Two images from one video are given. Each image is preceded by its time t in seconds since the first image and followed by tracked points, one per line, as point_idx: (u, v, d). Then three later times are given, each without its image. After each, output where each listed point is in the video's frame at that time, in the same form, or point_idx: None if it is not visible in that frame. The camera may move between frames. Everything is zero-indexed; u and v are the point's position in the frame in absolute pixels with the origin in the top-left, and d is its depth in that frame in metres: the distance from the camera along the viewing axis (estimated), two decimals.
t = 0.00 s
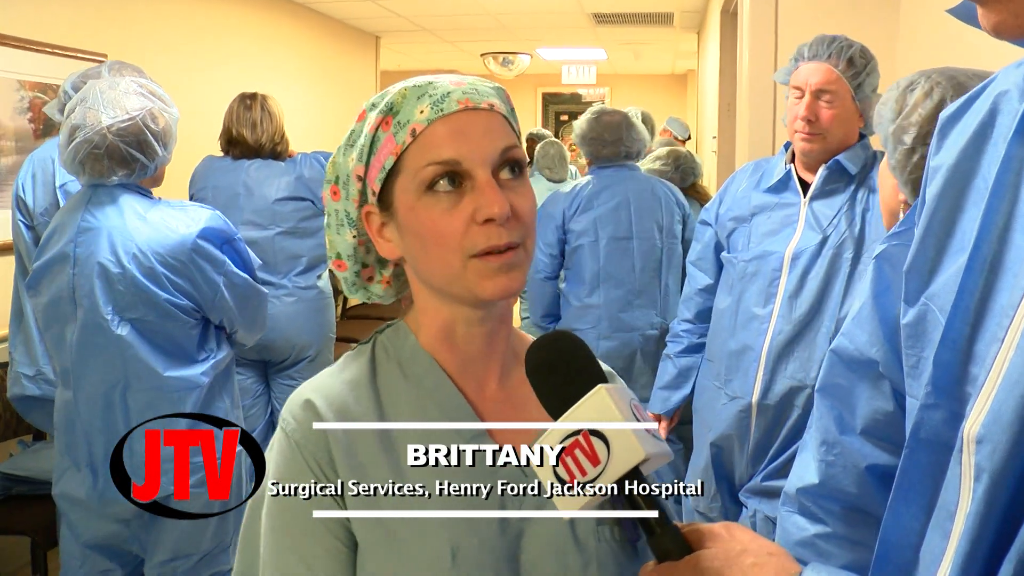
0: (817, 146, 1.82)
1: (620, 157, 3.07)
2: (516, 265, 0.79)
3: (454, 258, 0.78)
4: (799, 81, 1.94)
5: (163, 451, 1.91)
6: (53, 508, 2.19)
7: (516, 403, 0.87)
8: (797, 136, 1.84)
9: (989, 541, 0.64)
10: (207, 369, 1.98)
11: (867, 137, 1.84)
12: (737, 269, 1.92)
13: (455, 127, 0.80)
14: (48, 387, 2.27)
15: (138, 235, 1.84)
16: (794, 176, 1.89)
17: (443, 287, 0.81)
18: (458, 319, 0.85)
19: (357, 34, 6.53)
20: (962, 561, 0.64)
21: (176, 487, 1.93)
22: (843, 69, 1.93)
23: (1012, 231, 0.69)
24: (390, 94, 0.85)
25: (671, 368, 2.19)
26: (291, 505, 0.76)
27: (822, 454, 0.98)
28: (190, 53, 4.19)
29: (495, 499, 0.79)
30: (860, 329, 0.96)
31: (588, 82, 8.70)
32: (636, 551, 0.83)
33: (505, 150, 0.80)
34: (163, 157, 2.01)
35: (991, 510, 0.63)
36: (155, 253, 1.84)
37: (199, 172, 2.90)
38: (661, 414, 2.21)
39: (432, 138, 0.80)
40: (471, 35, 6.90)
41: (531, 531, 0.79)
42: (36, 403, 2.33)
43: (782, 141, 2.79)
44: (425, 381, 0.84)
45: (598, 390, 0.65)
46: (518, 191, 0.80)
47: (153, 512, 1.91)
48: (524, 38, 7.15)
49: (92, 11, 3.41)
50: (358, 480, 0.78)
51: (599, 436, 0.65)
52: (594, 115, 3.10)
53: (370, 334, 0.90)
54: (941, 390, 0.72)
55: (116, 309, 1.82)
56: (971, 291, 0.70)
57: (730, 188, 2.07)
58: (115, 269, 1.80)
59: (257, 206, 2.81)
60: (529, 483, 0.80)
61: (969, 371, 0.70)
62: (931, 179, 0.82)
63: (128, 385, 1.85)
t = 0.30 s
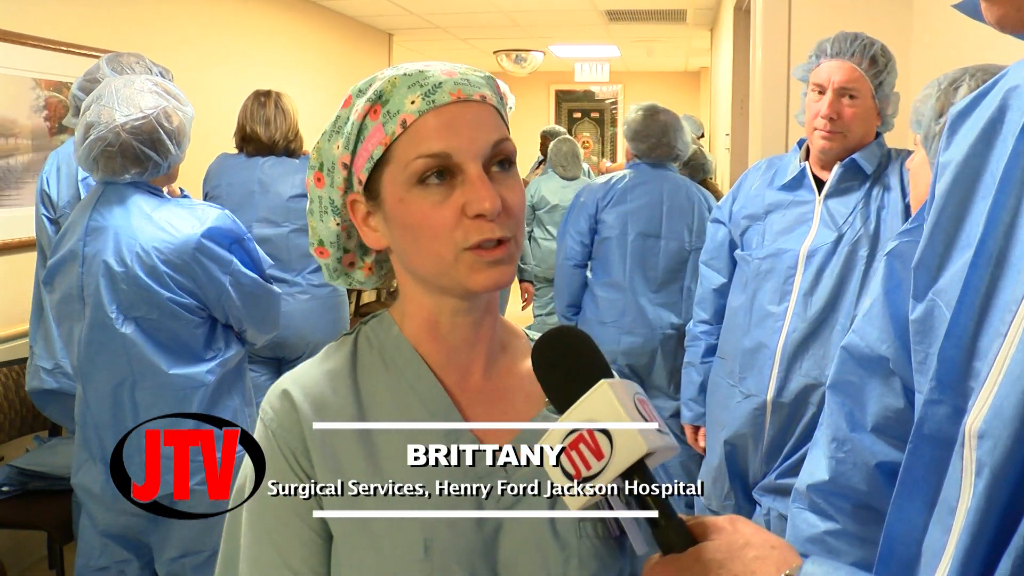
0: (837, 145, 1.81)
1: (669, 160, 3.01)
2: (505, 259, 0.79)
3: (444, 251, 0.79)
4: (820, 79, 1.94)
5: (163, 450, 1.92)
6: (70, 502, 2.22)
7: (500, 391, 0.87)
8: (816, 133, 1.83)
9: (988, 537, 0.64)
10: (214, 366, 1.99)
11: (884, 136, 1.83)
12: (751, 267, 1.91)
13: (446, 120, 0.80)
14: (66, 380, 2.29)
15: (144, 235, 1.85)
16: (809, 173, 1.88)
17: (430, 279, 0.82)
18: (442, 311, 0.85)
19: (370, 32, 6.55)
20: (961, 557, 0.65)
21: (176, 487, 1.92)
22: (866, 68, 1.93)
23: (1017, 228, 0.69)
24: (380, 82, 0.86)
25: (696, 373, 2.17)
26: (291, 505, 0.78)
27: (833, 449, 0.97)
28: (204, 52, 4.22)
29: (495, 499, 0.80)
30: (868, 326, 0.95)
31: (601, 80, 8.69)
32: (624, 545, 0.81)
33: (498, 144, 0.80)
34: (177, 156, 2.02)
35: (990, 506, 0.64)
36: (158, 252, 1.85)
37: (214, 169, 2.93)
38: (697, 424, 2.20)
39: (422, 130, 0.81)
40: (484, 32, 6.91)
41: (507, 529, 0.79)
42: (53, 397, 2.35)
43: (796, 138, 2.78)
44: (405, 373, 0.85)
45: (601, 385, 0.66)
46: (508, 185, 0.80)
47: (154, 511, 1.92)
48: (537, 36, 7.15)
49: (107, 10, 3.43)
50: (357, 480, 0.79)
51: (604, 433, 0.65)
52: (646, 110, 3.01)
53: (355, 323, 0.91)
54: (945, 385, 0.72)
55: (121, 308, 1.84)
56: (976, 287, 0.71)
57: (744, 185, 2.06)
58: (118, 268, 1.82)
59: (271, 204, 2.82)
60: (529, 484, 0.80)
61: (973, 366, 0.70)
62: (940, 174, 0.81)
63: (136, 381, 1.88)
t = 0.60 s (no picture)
0: (841, 142, 1.80)
1: (689, 160, 3.11)
2: (474, 253, 0.79)
3: (414, 239, 0.79)
4: (821, 76, 1.93)
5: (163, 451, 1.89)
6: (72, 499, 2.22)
7: (480, 393, 0.88)
8: (819, 131, 1.82)
9: (973, 530, 0.67)
10: (228, 358, 2.02)
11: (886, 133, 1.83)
12: (752, 265, 1.91)
13: (430, 108, 0.81)
14: (70, 378, 2.30)
15: (155, 226, 1.87)
16: (810, 171, 1.88)
17: (401, 267, 0.82)
18: (417, 306, 0.85)
19: (372, 30, 6.55)
20: (947, 550, 0.67)
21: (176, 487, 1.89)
22: (867, 65, 1.93)
23: (1006, 225, 0.72)
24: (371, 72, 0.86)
25: (694, 371, 2.16)
26: (292, 504, 0.79)
27: (823, 447, 0.98)
28: (205, 50, 4.22)
29: (495, 498, 0.81)
30: (861, 324, 0.95)
31: (603, 78, 8.68)
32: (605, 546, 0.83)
33: (478, 136, 0.80)
34: (176, 152, 2.02)
35: (974, 500, 0.66)
36: (174, 244, 1.88)
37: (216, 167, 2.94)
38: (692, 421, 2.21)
39: (405, 116, 0.81)
40: (486, 30, 6.90)
41: (485, 533, 0.79)
42: (56, 395, 2.37)
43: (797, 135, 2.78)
44: (383, 373, 0.85)
45: (590, 376, 0.68)
46: (490, 180, 0.81)
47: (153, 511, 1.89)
48: (539, 34, 7.15)
49: (108, 8, 3.44)
50: (359, 481, 0.79)
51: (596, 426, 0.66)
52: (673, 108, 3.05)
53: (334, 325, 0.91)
54: (934, 382, 0.74)
55: (136, 299, 1.85)
56: (966, 282, 0.73)
57: (745, 184, 2.06)
58: (134, 261, 1.84)
59: (272, 202, 2.83)
60: (530, 484, 0.81)
61: (961, 361, 0.73)
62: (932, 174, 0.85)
63: (149, 375, 1.89)
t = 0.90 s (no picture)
0: (842, 141, 1.80)
1: (702, 160, 3.15)
2: (464, 243, 0.79)
3: (402, 233, 0.79)
4: (820, 75, 1.93)
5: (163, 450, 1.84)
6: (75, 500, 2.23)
7: (473, 396, 0.88)
8: (821, 131, 1.82)
9: (969, 533, 0.67)
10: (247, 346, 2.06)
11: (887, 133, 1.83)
12: (755, 265, 1.91)
13: (409, 101, 0.81)
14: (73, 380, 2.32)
15: (178, 221, 1.89)
16: (812, 171, 1.88)
17: (390, 264, 0.82)
18: (407, 306, 0.84)
19: (377, 30, 6.56)
20: (944, 551, 0.68)
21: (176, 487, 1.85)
22: (866, 62, 1.93)
23: (1005, 226, 0.73)
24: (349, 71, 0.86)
25: (694, 371, 2.16)
26: (292, 504, 0.78)
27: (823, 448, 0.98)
28: (209, 50, 4.23)
29: (495, 498, 0.81)
30: (860, 325, 0.95)
31: (607, 78, 8.68)
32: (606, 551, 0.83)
33: (459, 126, 0.80)
34: (184, 151, 2.05)
35: (972, 501, 0.66)
36: (201, 238, 1.91)
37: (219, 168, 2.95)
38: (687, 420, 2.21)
39: (386, 110, 0.81)
40: (491, 31, 6.91)
41: (487, 533, 0.80)
42: (60, 395, 2.38)
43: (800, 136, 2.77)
44: (376, 374, 0.86)
45: (580, 378, 0.68)
46: (474, 171, 0.81)
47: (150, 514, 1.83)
48: (543, 34, 7.15)
49: (113, 9, 3.45)
50: (358, 481, 0.79)
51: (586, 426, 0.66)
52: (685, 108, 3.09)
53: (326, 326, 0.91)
54: (933, 383, 0.74)
55: (167, 292, 1.87)
56: (966, 283, 0.73)
57: (747, 184, 2.06)
58: (165, 255, 1.86)
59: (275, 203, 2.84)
60: (530, 484, 0.81)
61: (959, 364, 0.73)
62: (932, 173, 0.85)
63: (175, 369, 1.90)
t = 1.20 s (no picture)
0: (847, 138, 1.79)
1: (714, 158, 3.15)
2: (475, 248, 0.79)
3: (414, 238, 0.79)
4: (822, 74, 1.92)
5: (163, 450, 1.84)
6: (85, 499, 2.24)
7: (482, 398, 0.87)
8: (825, 129, 1.82)
9: (978, 536, 0.67)
10: (263, 345, 2.06)
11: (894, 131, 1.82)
12: (761, 266, 1.91)
13: (419, 100, 0.80)
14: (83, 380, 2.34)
15: (198, 220, 1.90)
16: (819, 170, 1.87)
17: (401, 268, 0.82)
18: (418, 308, 0.84)
19: (386, 31, 6.57)
20: (952, 554, 0.67)
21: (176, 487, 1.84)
22: (866, 59, 1.91)
23: (1015, 226, 0.72)
24: (357, 69, 0.86)
25: (705, 376, 2.15)
26: (292, 505, 0.79)
27: (831, 449, 0.97)
28: (218, 51, 4.25)
29: (495, 499, 0.80)
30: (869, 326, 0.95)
31: (616, 79, 8.67)
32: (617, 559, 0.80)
33: (473, 127, 0.79)
34: (198, 152, 2.06)
35: (981, 505, 0.66)
36: (221, 238, 1.92)
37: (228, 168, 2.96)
38: (702, 425, 2.20)
39: (395, 111, 0.81)
40: (500, 32, 6.91)
41: (493, 535, 0.79)
42: (70, 395, 2.39)
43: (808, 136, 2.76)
44: (384, 375, 0.86)
45: (584, 377, 0.68)
46: (486, 173, 0.80)
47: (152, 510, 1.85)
48: (553, 35, 7.14)
49: (122, 10, 3.47)
50: (358, 481, 0.79)
51: (589, 426, 0.66)
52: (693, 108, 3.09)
53: (335, 325, 0.92)
54: (941, 384, 0.74)
55: (190, 292, 1.88)
56: (975, 284, 0.73)
57: (753, 184, 2.05)
58: (187, 255, 1.87)
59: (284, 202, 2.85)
60: (530, 484, 0.79)
61: (968, 365, 0.73)
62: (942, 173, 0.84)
63: (195, 369, 1.91)
